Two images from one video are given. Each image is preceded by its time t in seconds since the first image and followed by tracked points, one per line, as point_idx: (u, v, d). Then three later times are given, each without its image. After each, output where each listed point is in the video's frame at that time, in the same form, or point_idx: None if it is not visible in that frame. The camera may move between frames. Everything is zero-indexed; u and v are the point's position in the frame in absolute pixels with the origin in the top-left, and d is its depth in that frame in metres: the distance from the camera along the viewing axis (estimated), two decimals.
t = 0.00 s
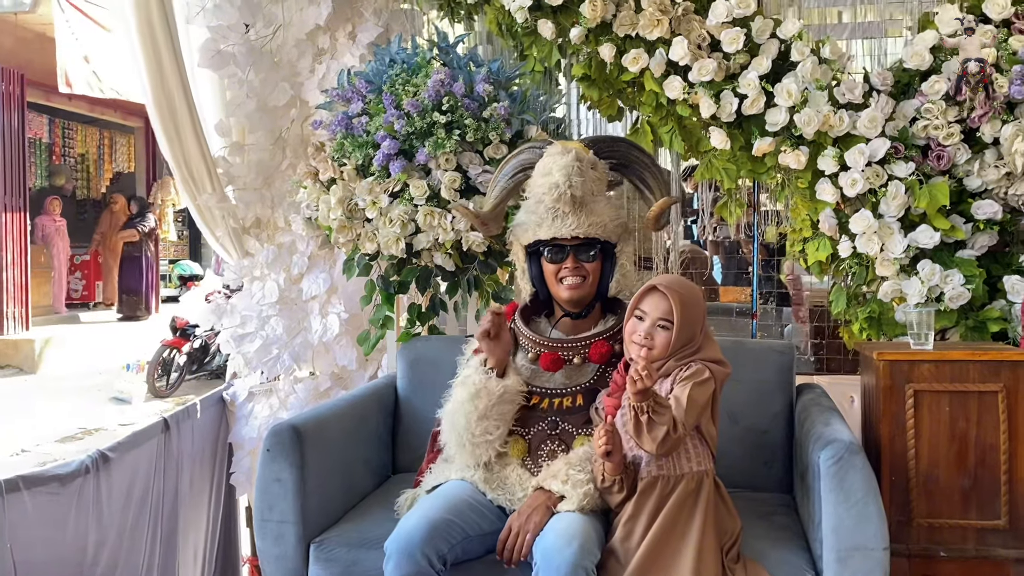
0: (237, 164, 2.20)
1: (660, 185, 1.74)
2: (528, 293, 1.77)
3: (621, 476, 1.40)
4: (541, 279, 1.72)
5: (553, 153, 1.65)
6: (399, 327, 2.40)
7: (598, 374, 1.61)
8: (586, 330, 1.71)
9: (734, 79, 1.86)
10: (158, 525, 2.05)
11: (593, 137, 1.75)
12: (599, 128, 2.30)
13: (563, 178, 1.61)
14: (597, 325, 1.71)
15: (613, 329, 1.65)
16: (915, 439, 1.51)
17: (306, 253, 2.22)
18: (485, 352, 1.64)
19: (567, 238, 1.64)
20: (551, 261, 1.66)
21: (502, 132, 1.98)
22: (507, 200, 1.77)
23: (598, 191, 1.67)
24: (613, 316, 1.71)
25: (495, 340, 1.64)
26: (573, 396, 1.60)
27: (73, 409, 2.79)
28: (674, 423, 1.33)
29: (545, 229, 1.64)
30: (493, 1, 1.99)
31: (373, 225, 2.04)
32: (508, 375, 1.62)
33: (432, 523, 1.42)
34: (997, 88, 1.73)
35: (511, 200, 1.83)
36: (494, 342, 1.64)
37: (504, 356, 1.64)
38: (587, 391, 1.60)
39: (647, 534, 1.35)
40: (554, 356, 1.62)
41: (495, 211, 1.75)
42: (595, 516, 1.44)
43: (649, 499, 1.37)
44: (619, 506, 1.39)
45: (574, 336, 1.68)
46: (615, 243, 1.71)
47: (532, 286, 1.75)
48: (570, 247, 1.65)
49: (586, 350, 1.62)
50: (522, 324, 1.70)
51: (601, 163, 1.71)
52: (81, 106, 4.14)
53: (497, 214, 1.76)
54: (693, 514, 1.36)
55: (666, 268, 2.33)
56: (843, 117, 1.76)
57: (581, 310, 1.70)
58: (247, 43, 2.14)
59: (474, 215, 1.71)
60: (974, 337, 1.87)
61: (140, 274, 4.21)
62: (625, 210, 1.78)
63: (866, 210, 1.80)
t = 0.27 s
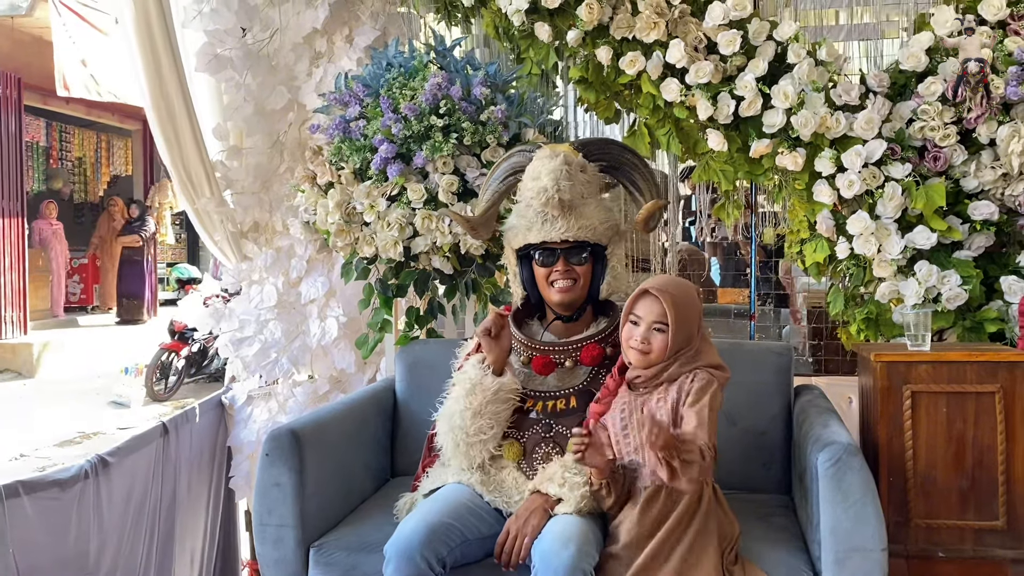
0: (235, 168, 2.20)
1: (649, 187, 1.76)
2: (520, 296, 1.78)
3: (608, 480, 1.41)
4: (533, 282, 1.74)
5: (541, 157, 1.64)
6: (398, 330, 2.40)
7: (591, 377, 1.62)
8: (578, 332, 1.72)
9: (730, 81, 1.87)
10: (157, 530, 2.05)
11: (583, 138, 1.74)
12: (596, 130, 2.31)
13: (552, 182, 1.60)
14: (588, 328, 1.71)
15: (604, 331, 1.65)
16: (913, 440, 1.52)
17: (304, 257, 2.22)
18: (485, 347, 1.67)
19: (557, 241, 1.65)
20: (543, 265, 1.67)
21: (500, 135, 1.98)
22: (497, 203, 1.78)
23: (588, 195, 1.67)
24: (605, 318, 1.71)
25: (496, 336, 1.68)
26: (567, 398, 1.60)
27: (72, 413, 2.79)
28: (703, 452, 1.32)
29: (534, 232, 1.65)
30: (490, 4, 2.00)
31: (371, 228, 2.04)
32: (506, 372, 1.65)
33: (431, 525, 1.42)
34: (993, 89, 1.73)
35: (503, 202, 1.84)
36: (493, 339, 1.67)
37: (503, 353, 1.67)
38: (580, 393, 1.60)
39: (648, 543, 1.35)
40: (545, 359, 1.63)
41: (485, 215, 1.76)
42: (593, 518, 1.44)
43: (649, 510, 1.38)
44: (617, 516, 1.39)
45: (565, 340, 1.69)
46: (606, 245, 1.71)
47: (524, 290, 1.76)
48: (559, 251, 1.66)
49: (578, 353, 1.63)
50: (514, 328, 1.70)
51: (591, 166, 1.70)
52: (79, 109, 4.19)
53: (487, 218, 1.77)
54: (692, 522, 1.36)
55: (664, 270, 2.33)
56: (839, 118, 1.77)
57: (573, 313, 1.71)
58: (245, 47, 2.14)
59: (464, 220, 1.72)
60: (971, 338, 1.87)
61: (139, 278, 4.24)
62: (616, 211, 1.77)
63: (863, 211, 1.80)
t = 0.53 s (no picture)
0: (235, 169, 2.20)
1: (639, 184, 1.78)
2: (513, 296, 1.79)
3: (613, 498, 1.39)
4: (526, 281, 1.75)
5: (531, 156, 1.65)
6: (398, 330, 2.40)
7: (586, 377, 1.63)
8: (571, 331, 1.73)
9: (729, 81, 1.87)
10: (157, 531, 2.05)
11: (573, 137, 1.77)
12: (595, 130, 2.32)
13: (541, 181, 1.61)
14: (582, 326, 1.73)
15: (596, 330, 1.66)
16: (911, 438, 1.52)
17: (304, 257, 2.22)
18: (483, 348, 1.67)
19: (548, 239, 1.66)
20: (535, 264, 1.67)
21: (499, 136, 1.98)
22: (489, 203, 1.79)
23: (578, 193, 1.68)
24: (599, 317, 1.73)
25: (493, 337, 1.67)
26: (563, 396, 1.62)
27: (73, 413, 2.79)
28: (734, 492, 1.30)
29: (526, 232, 1.66)
30: (489, 5, 2.00)
31: (370, 229, 2.05)
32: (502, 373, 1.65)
33: (433, 524, 1.43)
34: (991, 89, 1.74)
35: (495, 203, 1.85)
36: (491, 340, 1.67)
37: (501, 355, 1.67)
38: (576, 393, 1.62)
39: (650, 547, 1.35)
40: (540, 360, 1.65)
41: (477, 216, 1.76)
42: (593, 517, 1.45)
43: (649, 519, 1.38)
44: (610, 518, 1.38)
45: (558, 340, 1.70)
46: (597, 243, 1.72)
47: (517, 289, 1.77)
48: (552, 250, 1.67)
49: (572, 353, 1.64)
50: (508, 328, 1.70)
51: (580, 164, 1.72)
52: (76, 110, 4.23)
53: (479, 219, 1.77)
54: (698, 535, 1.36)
55: (664, 269, 2.34)
56: (837, 118, 1.78)
57: (566, 312, 1.72)
58: (244, 48, 2.15)
59: (456, 222, 1.72)
60: (969, 337, 1.88)
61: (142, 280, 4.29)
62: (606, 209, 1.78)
63: (861, 210, 1.81)
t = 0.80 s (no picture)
0: (237, 171, 2.20)
1: (631, 183, 1.79)
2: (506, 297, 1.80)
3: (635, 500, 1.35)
4: (518, 282, 1.74)
5: (520, 157, 1.67)
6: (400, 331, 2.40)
7: (580, 378, 1.62)
8: (564, 331, 1.72)
9: (730, 83, 1.88)
10: (157, 532, 2.05)
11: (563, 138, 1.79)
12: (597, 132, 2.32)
13: (529, 183, 1.62)
14: (574, 326, 1.72)
15: (588, 331, 1.65)
16: (913, 440, 1.53)
17: (306, 259, 2.22)
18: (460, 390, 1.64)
19: (538, 241, 1.66)
20: (526, 264, 1.67)
21: (501, 138, 1.98)
22: (482, 204, 1.81)
23: (568, 193, 1.68)
24: (591, 316, 1.72)
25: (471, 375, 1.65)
26: (558, 399, 1.60)
27: (74, 415, 2.80)
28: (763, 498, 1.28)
29: (516, 234, 1.66)
30: (490, 7, 2.00)
31: (372, 230, 2.05)
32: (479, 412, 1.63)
33: (433, 523, 1.43)
34: (991, 91, 1.75)
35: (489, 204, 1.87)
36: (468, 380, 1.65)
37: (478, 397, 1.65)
38: (571, 395, 1.61)
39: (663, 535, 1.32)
40: (532, 362, 1.63)
41: (468, 218, 1.79)
42: (595, 519, 1.45)
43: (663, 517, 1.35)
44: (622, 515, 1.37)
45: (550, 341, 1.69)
46: (589, 242, 1.71)
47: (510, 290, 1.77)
48: (542, 250, 1.66)
49: (564, 355, 1.63)
50: (502, 331, 1.72)
51: (570, 164, 1.73)
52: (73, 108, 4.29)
53: (471, 220, 1.80)
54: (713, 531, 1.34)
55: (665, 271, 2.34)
56: (838, 120, 1.79)
57: (559, 313, 1.71)
58: (246, 50, 2.14)
59: (446, 224, 1.76)
60: (970, 338, 1.88)
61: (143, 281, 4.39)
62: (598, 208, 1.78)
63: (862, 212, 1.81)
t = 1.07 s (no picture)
0: (236, 173, 2.20)
1: (617, 185, 1.79)
2: (488, 295, 1.81)
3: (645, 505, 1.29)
4: (500, 280, 1.76)
5: (507, 155, 1.66)
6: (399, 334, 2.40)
7: (563, 381, 1.64)
8: (544, 332, 1.75)
9: (728, 87, 1.88)
10: (156, 535, 2.06)
11: (551, 137, 1.79)
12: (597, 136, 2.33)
13: (515, 181, 1.62)
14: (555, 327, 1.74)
15: (568, 334, 1.67)
16: (909, 444, 1.53)
17: (304, 261, 2.23)
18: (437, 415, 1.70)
19: (522, 239, 1.66)
20: (509, 263, 1.68)
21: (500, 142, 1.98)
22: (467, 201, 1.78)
23: (554, 193, 1.69)
24: (572, 318, 1.74)
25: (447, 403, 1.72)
26: (543, 405, 1.62)
27: (73, 417, 2.80)
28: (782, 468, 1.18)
29: (499, 231, 1.67)
30: (489, 11, 2.01)
31: (371, 233, 2.06)
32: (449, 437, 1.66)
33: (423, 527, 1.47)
34: (988, 97, 1.75)
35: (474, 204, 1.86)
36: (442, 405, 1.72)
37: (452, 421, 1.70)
38: (555, 399, 1.62)
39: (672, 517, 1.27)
40: (509, 362, 1.65)
41: (452, 214, 1.75)
42: (589, 522, 1.45)
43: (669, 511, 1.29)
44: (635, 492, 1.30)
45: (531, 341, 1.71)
46: (573, 243, 1.73)
47: (492, 289, 1.78)
48: (526, 249, 1.67)
49: (542, 356, 1.65)
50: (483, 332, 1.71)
51: (557, 164, 1.73)
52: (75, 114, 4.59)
53: (455, 216, 1.76)
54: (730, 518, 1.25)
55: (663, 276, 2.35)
56: (836, 125, 1.79)
57: (540, 313, 1.73)
58: (246, 53, 2.15)
59: (430, 219, 1.71)
60: (967, 343, 1.88)
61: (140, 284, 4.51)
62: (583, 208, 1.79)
63: (860, 217, 1.82)
